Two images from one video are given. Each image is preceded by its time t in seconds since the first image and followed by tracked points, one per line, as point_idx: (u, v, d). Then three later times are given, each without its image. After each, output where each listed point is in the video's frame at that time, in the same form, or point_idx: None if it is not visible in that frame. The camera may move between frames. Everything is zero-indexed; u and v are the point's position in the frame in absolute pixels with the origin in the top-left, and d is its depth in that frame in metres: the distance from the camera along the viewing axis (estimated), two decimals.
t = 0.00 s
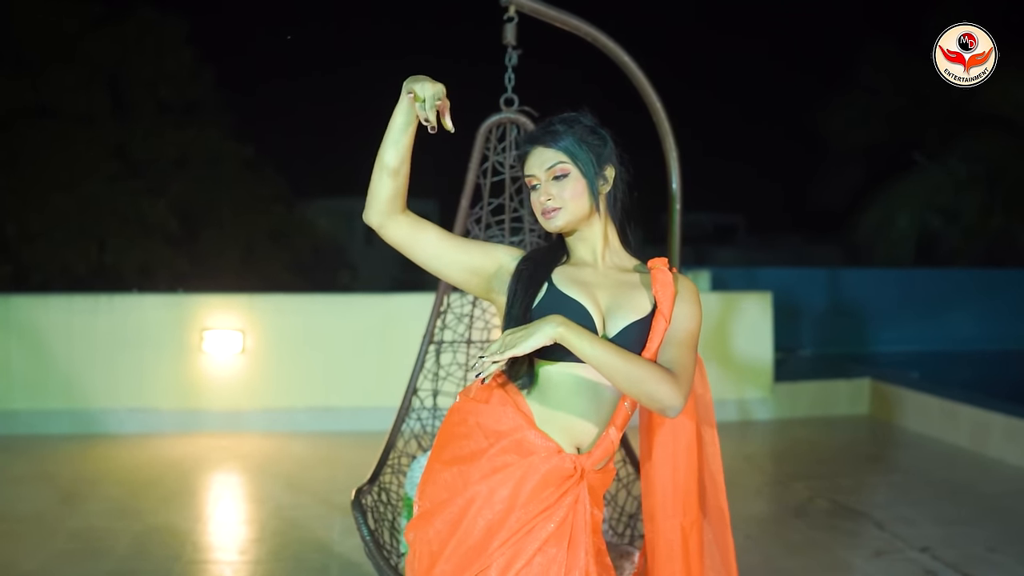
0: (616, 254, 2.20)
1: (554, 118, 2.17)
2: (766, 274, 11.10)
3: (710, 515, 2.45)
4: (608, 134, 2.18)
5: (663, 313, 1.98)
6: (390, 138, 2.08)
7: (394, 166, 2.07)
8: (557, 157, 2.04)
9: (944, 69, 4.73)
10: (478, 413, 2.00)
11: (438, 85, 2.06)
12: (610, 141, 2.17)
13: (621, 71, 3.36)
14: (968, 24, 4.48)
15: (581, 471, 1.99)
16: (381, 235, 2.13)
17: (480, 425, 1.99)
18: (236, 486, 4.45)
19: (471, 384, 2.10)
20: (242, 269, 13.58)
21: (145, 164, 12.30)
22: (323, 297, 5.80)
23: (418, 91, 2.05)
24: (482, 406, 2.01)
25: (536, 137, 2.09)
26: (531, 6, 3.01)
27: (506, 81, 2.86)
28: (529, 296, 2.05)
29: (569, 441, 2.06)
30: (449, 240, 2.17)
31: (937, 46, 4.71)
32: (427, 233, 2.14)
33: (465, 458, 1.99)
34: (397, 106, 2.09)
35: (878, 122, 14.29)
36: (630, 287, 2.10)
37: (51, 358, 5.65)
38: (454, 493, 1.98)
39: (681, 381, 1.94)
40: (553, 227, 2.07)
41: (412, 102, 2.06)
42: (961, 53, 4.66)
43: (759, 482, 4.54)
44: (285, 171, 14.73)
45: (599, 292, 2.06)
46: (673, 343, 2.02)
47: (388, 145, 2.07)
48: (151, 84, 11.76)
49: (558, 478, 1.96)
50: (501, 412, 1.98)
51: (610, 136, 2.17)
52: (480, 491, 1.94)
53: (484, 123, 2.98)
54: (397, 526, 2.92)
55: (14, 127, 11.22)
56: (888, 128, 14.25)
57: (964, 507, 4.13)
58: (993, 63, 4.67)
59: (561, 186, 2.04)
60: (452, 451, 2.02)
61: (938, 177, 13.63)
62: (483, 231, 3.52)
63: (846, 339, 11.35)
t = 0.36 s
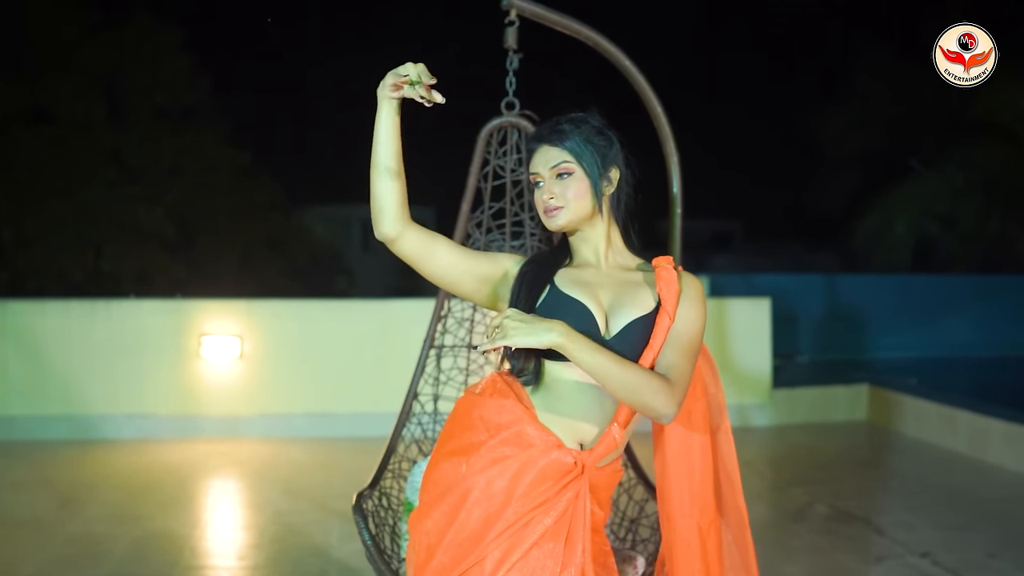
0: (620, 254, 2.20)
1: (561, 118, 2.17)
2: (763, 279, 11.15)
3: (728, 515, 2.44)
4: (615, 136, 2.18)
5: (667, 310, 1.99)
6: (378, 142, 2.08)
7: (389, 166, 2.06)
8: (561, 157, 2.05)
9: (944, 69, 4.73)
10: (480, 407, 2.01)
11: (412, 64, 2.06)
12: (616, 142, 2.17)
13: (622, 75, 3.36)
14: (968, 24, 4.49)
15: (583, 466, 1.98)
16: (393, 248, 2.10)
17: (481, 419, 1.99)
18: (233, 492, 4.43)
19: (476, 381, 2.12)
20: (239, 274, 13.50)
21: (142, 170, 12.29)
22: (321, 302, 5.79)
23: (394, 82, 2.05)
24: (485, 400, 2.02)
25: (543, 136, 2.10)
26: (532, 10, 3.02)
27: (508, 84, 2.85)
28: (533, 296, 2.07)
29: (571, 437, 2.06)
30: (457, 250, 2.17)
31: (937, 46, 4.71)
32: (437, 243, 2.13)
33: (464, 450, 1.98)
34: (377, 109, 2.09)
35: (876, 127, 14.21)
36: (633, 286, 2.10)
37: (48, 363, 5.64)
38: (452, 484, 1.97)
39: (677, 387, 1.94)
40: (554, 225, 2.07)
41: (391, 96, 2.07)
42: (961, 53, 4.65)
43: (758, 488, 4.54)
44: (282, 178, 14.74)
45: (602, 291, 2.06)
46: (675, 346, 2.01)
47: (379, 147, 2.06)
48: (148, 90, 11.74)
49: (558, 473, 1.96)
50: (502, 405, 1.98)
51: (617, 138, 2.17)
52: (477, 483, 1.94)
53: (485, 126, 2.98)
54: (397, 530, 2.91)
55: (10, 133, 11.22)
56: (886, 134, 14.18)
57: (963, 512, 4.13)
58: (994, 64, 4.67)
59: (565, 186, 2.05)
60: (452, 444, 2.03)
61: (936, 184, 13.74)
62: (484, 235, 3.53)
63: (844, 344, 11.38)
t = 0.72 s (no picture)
0: (624, 256, 2.19)
1: (569, 119, 2.17)
2: (762, 285, 11.18)
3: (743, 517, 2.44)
4: (622, 139, 2.18)
5: (669, 310, 1.98)
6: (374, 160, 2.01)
7: (391, 180, 1.99)
8: (567, 156, 2.05)
9: (944, 69, 4.74)
10: (480, 411, 2.01)
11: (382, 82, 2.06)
12: (622, 144, 2.16)
13: (623, 78, 3.36)
14: (968, 24, 4.50)
15: (583, 469, 1.95)
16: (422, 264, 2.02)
17: (480, 423, 2.00)
18: (231, 496, 4.41)
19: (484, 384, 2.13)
20: (237, 278, 13.64)
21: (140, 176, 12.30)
22: (319, 307, 5.78)
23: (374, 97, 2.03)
24: (487, 403, 2.02)
25: (551, 136, 2.11)
26: (534, 12, 3.02)
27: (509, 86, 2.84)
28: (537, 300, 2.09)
29: (572, 439, 2.05)
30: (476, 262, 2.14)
31: (938, 46, 4.72)
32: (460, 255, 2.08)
33: (464, 454, 1.99)
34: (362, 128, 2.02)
35: (872, 134, 14.42)
36: (635, 287, 2.09)
37: (46, 367, 5.62)
38: (453, 486, 1.97)
39: (670, 395, 1.86)
40: (558, 224, 2.07)
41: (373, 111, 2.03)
42: (961, 53, 4.67)
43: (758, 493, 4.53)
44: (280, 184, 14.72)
45: (603, 293, 2.06)
46: (675, 350, 1.95)
47: (376, 165, 1.99)
48: (146, 96, 11.79)
49: (556, 476, 1.93)
50: (502, 407, 1.98)
51: (624, 140, 2.18)
52: (477, 484, 1.94)
53: (487, 128, 2.96)
54: (398, 535, 2.90)
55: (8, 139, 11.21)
56: (883, 140, 14.36)
57: (964, 517, 4.12)
58: (994, 63, 4.68)
59: (569, 185, 2.05)
60: (455, 447, 2.03)
61: (933, 189, 13.82)
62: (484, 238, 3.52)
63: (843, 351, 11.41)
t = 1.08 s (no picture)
0: (626, 265, 2.17)
1: (572, 126, 2.18)
2: (761, 291, 11.19)
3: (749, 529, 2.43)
4: (626, 146, 2.19)
5: (669, 323, 1.96)
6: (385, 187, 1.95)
7: (406, 207, 1.94)
8: (569, 161, 2.06)
9: (945, 69, 4.65)
10: (477, 429, 2.01)
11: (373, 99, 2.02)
12: (624, 150, 2.16)
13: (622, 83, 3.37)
14: (968, 24, 4.46)
15: (581, 483, 1.94)
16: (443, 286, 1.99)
17: (477, 442, 1.99)
18: (229, 504, 4.39)
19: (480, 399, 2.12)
20: (235, 285, 13.59)
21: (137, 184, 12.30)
22: (318, 313, 5.77)
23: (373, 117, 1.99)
24: (483, 420, 2.02)
25: (553, 143, 2.12)
26: (532, 15, 3.02)
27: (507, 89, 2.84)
28: (538, 305, 2.09)
29: (570, 453, 2.04)
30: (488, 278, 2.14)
31: (937, 46, 4.65)
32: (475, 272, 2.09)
33: (461, 472, 1.99)
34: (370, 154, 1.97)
35: (871, 140, 14.53)
36: (637, 296, 2.07)
37: (43, 375, 5.60)
38: (451, 504, 1.96)
39: (664, 408, 1.84)
40: (558, 228, 2.07)
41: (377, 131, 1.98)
42: (962, 53, 4.60)
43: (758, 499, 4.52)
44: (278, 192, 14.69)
45: (602, 302, 2.05)
46: (673, 364, 1.94)
47: (389, 191, 1.93)
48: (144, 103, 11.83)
49: (554, 492, 1.92)
50: (498, 424, 1.98)
51: (628, 147, 2.18)
52: (475, 502, 1.92)
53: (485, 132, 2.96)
54: (396, 541, 2.88)
55: (7, 145, 11.23)
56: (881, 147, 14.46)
57: (963, 523, 4.11)
58: (994, 63, 4.60)
59: (571, 189, 2.05)
60: (452, 466, 2.02)
61: (931, 195, 13.82)
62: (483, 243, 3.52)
63: (843, 358, 11.44)
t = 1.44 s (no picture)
0: (631, 271, 2.16)
1: (579, 132, 2.19)
2: (763, 298, 11.13)
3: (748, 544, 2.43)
4: (633, 153, 2.19)
5: (672, 336, 1.95)
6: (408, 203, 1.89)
7: (430, 227, 1.88)
8: (575, 166, 2.06)
9: (944, 69, 4.66)
10: (474, 451, 1.99)
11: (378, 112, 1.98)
12: (630, 155, 2.15)
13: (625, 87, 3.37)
14: (968, 24, 4.47)
15: (581, 498, 1.92)
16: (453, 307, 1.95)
17: (473, 465, 1.97)
18: (230, 510, 4.38)
19: (474, 419, 2.10)
20: (237, 291, 13.45)
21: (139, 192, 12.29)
22: (320, 319, 5.77)
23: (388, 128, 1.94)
24: (478, 441, 2.00)
25: (560, 148, 2.12)
26: (534, 19, 3.03)
27: (509, 93, 2.84)
28: (543, 312, 2.07)
29: (566, 468, 1.99)
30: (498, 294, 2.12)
31: (937, 46, 4.65)
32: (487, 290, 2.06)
33: (460, 495, 1.97)
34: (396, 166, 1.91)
35: (871, 146, 14.51)
36: (641, 306, 2.06)
37: (43, 381, 5.60)
38: (453, 529, 1.95)
39: (665, 424, 1.84)
40: (563, 232, 2.06)
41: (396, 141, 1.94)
42: (961, 53, 4.61)
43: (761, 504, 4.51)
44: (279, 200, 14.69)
45: (606, 311, 2.03)
46: (674, 380, 1.94)
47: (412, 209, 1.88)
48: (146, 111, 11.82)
49: (553, 510, 1.90)
50: (493, 445, 1.96)
51: (635, 154, 2.18)
52: (476, 527, 1.91)
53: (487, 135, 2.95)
54: (398, 546, 2.88)
55: (9, 151, 11.28)
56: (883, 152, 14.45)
57: (967, 528, 4.10)
58: (995, 62, 4.60)
59: (577, 193, 2.04)
60: (450, 488, 2.01)
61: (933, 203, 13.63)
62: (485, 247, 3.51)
63: (848, 365, 11.41)
